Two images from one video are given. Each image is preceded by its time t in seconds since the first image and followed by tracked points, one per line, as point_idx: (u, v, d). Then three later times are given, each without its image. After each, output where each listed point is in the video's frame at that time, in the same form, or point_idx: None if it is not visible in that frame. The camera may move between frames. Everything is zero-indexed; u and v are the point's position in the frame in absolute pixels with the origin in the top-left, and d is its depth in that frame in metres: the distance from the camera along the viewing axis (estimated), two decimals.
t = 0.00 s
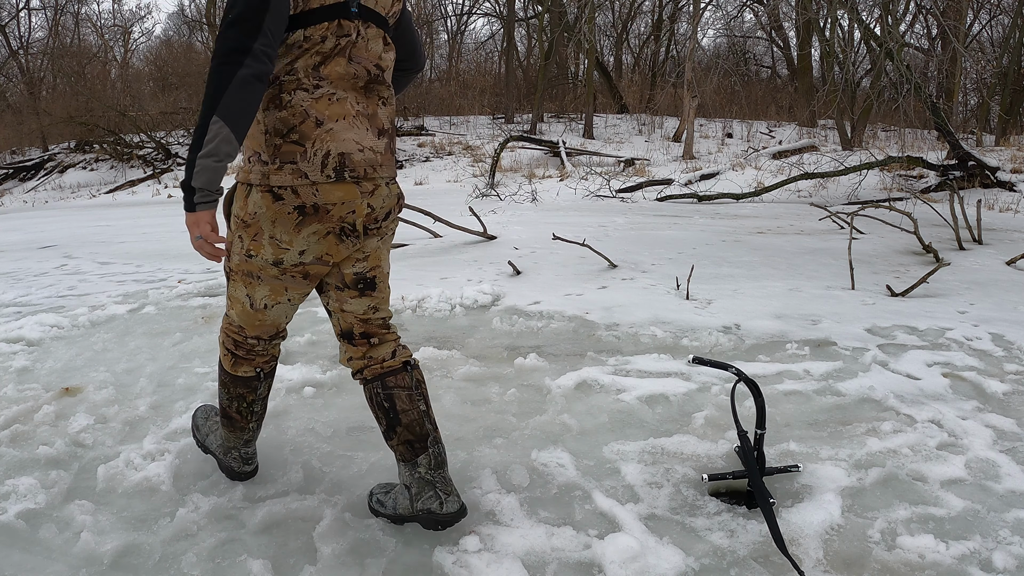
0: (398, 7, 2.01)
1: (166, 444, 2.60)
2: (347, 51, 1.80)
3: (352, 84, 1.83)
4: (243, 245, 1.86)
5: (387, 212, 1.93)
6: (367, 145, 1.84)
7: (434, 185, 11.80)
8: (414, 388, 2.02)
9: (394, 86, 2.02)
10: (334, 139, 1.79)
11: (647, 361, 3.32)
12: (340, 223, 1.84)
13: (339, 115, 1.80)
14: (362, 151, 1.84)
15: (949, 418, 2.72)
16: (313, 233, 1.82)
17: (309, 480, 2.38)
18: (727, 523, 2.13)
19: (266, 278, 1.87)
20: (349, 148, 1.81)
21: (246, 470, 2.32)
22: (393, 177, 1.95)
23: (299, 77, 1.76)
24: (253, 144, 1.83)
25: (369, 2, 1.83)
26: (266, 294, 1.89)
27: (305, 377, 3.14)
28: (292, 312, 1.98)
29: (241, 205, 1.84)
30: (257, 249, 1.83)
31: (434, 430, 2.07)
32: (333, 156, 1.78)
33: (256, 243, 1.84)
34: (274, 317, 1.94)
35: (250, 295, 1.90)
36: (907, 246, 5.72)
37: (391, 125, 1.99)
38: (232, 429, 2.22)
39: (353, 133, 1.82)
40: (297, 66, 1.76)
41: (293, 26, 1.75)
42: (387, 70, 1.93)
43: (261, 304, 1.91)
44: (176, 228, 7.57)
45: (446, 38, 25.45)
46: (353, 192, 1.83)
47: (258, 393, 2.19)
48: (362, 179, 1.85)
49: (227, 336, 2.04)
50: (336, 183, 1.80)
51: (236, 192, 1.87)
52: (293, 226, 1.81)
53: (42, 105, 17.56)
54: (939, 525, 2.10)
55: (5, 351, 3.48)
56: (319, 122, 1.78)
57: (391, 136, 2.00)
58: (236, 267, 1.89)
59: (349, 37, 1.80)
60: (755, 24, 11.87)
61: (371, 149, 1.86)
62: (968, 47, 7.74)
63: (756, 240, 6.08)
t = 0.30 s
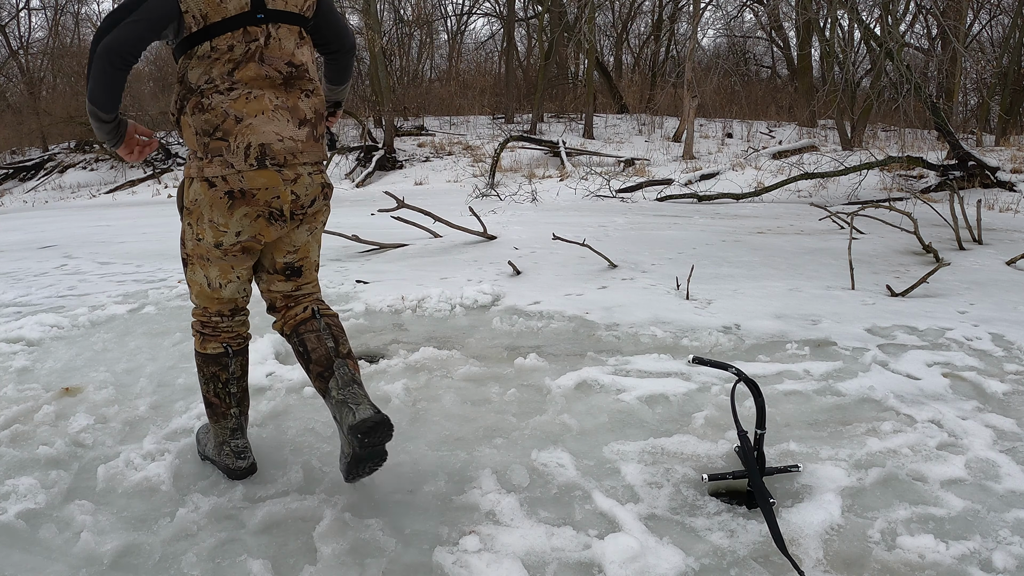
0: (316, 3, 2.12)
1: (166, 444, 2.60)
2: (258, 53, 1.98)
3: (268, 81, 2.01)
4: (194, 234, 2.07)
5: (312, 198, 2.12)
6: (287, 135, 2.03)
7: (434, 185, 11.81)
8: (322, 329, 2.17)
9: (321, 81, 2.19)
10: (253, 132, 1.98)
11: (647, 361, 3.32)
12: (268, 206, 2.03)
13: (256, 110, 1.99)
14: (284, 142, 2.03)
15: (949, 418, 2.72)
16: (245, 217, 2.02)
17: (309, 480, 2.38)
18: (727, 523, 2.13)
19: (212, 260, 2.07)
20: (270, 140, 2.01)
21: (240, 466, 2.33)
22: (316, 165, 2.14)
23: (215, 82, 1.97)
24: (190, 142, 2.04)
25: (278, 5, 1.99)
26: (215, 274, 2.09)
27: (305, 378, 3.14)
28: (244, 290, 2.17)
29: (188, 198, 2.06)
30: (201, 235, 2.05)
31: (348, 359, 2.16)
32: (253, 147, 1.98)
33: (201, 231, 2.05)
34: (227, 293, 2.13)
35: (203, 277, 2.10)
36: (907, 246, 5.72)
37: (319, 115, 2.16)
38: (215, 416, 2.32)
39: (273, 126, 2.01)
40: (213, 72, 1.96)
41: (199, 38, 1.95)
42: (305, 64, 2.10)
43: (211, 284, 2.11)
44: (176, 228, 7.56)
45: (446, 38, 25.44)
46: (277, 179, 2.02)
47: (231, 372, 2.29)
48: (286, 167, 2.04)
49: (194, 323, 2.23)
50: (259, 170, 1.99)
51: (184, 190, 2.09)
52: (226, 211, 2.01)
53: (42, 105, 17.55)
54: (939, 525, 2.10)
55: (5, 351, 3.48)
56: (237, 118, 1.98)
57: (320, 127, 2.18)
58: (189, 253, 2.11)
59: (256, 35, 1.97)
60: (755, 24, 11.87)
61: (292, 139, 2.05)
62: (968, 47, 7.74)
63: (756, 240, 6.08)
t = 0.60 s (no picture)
0: (271, 21, 2.24)
1: (166, 444, 2.60)
2: (204, 66, 2.12)
3: (216, 93, 2.16)
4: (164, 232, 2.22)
5: (260, 197, 2.29)
6: (234, 142, 2.18)
7: (435, 185, 11.82)
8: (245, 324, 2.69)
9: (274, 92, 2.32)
10: (201, 139, 2.13)
11: (647, 361, 3.32)
12: (221, 206, 2.20)
13: (205, 119, 2.14)
14: (231, 147, 2.18)
15: (949, 418, 2.72)
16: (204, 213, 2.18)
17: (309, 481, 2.38)
18: (727, 523, 2.13)
19: (184, 253, 2.19)
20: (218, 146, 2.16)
21: (240, 465, 2.34)
22: (266, 169, 2.29)
23: (168, 95, 2.13)
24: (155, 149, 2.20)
25: (225, 23, 2.12)
26: (188, 265, 2.20)
27: (305, 377, 3.14)
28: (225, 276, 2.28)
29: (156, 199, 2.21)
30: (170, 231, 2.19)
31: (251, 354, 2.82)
32: (201, 153, 2.13)
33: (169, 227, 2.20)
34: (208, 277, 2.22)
35: (183, 268, 2.21)
36: (906, 246, 5.72)
37: (269, 123, 2.30)
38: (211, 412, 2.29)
39: (221, 133, 2.15)
40: (165, 88, 2.13)
41: (153, 57, 2.12)
42: (251, 75, 2.21)
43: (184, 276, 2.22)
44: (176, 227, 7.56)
45: (446, 38, 25.44)
46: (226, 179, 2.17)
47: (221, 364, 2.29)
48: (234, 170, 2.19)
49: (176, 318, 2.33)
50: (211, 172, 2.15)
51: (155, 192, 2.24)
52: (186, 205, 2.15)
53: (42, 105, 17.57)
54: (939, 525, 2.10)
55: (5, 351, 3.49)
56: (188, 127, 2.13)
57: (273, 134, 2.33)
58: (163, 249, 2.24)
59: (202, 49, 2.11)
60: (755, 24, 11.87)
61: (240, 144, 2.20)
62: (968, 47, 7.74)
63: (756, 241, 6.08)
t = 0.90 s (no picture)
0: (263, 61, 2.78)
1: (166, 444, 2.60)
2: (200, 91, 2.66)
3: (207, 116, 2.68)
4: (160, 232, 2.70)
5: (240, 204, 2.76)
6: (216, 158, 2.66)
7: (435, 185, 11.83)
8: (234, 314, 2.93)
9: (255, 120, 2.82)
10: (190, 154, 2.63)
11: (647, 361, 3.32)
12: (206, 211, 2.67)
13: (195, 138, 2.64)
14: (214, 163, 2.66)
15: (949, 417, 2.72)
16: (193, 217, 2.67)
17: (309, 480, 2.38)
18: (727, 523, 2.13)
19: (175, 250, 2.66)
20: (204, 161, 2.65)
21: (213, 375, 2.37)
22: (244, 183, 2.77)
23: (168, 112, 2.65)
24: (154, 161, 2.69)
25: (223, 56, 2.67)
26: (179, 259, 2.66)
27: (305, 378, 3.14)
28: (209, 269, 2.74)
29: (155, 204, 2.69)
30: (165, 231, 2.66)
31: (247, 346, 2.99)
32: (189, 166, 2.62)
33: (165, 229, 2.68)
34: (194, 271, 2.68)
35: (172, 265, 2.68)
36: (906, 246, 5.72)
37: (249, 145, 2.79)
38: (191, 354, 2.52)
39: (206, 150, 2.64)
40: (166, 102, 2.65)
41: (161, 76, 2.65)
42: (237, 104, 2.74)
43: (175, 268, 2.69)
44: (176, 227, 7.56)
45: (445, 38, 25.43)
46: (210, 189, 2.65)
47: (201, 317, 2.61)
48: (217, 182, 2.67)
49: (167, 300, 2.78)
50: (197, 183, 2.63)
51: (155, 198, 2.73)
52: (175, 212, 2.64)
53: (42, 104, 17.56)
54: (940, 525, 2.10)
55: (5, 351, 3.48)
56: (180, 142, 2.64)
57: (252, 153, 2.81)
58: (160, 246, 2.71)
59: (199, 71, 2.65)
60: (755, 24, 11.87)
61: (223, 160, 2.68)
62: (968, 47, 7.73)
63: (756, 241, 6.09)
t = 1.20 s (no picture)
0: (253, 66, 2.88)
1: (166, 444, 2.60)
2: (196, 98, 2.78)
3: (199, 119, 2.80)
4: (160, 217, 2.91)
5: (226, 196, 2.86)
6: (206, 157, 2.79)
7: (435, 185, 11.84)
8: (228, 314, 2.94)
9: (247, 121, 2.92)
10: (183, 154, 2.77)
11: (647, 361, 3.32)
12: (196, 202, 2.82)
13: (187, 138, 2.77)
14: (204, 161, 2.80)
15: (949, 417, 2.72)
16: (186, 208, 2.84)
17: (309, 480, 2.38)
18: (727, 523, 2.13)
19: (168, 233, 2.89)
20: (196, 159, 2.79)
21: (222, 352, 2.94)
22: (233, 178, 2.88)
23: (165, 116, 2.79)
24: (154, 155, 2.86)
25: (218, 65, 2.77)
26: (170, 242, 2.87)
27: (305, 378, 3.14)
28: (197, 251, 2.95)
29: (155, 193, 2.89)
30: (161, 217, 2.87)
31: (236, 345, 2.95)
32: (181, 164, 2.77)
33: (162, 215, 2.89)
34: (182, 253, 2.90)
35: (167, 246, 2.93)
36: (906, 246, 5.72)
37: (240, 143, 2.89)
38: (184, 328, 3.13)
39: (197, 149, 2.78)
40: (165, 108, 2.79)
41: (160, 85, 2.77)
42: (229, 107, 2.84)
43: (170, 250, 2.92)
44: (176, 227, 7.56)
45: (445, 38, 25.44)
46: (200, 184, 2.80)
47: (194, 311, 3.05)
48: (207, 177, 2.82)
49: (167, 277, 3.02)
50: (188, 179, 2.78)
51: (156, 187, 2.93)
52: (169, 204, 2.83)
53: (42, 104, 17.57)
54: (939, 525, 2.10)
55: (5, 351, 3.48)
56: (174, 143, 2.77)
57: (243, 150, 2.93)
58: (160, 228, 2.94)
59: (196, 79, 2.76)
60: (755, 24, 11.87)
61: (213, 158, 2.81)
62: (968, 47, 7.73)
63: (756, 241, 6.09)
